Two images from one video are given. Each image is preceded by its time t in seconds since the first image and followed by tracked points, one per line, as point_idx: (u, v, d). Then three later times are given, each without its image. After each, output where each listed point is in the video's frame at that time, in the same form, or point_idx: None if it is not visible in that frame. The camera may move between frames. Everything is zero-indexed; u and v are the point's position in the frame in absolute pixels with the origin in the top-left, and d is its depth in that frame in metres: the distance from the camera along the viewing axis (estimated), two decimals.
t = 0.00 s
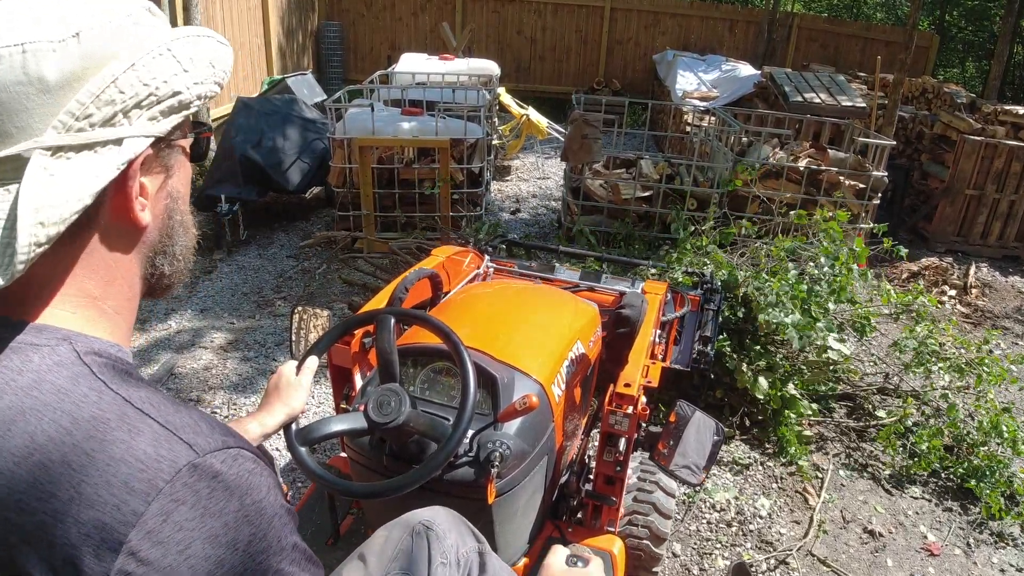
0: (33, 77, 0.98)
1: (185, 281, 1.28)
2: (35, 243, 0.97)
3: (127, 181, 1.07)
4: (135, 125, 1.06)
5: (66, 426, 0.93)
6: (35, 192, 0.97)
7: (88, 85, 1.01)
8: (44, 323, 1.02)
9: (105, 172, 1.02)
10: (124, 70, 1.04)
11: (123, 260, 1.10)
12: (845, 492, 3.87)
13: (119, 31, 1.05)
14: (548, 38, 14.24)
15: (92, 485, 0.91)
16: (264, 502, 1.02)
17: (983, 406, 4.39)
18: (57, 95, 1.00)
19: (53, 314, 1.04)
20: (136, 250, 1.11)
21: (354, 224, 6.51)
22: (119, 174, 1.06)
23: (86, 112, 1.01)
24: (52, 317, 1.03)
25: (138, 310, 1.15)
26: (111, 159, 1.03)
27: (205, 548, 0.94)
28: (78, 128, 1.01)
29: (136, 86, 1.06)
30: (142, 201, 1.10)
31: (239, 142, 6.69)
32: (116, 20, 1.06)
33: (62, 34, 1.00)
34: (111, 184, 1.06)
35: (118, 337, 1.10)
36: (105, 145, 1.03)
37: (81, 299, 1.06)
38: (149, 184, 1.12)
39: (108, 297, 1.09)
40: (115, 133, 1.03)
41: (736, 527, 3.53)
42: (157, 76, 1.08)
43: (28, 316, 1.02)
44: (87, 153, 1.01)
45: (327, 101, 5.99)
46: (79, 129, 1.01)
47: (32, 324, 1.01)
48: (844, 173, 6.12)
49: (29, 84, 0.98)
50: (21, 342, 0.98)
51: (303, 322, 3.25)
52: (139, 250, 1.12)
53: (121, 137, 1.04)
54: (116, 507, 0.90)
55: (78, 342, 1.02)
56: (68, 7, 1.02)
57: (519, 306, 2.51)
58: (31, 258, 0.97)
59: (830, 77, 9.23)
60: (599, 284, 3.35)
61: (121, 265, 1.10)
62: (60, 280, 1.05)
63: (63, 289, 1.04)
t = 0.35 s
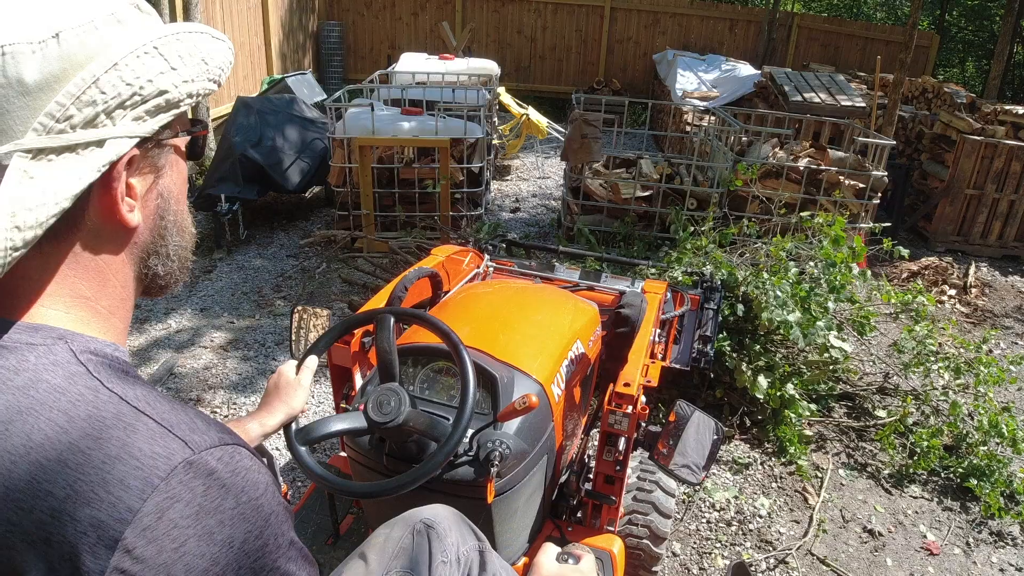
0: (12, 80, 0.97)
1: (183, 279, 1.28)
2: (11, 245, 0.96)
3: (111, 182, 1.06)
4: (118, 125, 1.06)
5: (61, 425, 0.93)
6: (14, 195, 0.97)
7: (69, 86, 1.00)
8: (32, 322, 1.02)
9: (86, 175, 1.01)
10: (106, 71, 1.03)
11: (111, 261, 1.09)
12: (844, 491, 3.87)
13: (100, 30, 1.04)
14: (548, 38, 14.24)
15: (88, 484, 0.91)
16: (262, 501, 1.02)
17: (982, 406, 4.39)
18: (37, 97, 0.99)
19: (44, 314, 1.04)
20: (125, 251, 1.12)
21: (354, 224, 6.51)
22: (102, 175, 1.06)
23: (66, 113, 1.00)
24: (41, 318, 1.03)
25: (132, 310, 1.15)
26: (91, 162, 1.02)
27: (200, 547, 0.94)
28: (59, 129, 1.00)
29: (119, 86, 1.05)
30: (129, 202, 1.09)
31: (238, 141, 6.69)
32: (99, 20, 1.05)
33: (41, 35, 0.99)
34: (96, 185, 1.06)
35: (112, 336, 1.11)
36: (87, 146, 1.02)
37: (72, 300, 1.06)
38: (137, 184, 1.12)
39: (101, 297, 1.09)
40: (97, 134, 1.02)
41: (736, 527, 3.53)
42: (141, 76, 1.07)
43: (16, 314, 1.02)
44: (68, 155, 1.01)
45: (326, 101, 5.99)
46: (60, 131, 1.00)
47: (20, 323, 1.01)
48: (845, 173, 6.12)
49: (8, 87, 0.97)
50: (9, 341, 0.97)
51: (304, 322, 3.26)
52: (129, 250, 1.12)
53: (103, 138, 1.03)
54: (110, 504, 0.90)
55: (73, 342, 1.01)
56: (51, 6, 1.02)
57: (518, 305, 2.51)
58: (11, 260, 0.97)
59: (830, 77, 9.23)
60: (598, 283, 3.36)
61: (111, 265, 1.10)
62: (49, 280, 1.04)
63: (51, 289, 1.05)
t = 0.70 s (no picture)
0: (15, 78, 0.97)
1: (186, 282, 1.28)
2: (11, 244, 0.96)
3: (114, 182, 1.06)
4: (122, 125, 1.05)
5: (62, 425, 0.92)
6: (16, 193, 0.97)
7: (71, 85, 1.00)
8: (33, 323, 1.01)
9: (87, 174, 1.01)
10: (109, 70, 1.03)
11: (113, 263, 1.09)
12: (844, 492, 3.87)
13: (104, 29, 1.04)
14: (548, 37, 14.24)
15: (89, 484, 0.90)
16: (264, 502, 1.01)
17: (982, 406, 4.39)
18: (40, 96, 0.99)
19: (46, 315, 1.03)
20: (128, 252, 1.11)
21: (353, 224, 6.51)
22: (105, 175, 1.05)
23: (69, 112, 1.00)
24: (43, 319, 1.03)
25: (134, 312, 1.15)
26: (93, 161, 1.01)
27: (201, 547, 0.93)
28: (61, 128, 1.00)
29: (123, 86, 1.04)
30: (132, 202, 1.09)
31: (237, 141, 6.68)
32: (104, 19, 1.05)
33: (45, 32, 0.99)
34: (99, 185, 1.05)
35: (115, 337, 1.10)
36: (89, 146, 1.02)
37: (73, 300, 1.05)
38: (140, 185, 1.11)
39: (103, 299, 1.08)
40: (100, 133, 1.02)
41: (736, 528, 3.53)
42: (144, 76, 1.07)
43: (16, 315, 1.01)
44: (70, 154, 1.01)
45: (326, 100, 5.99)
46: (63, 130, 1.00)
47: (21, 324, 1.00)
48: (845, 173, 6.12)
49: (11, 85, 0.97)
50: (9, 342, 0.96)
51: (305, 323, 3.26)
52: (132, 252, 1.12)
53: (106, 138, 1.03)
54: (113, 504, 0.90)
55: (75, 343, 1.01)
56: (55, 4, 1.02)
57: (518, 306, 2.51)
58: (11, 259, 0.97)
59: (831, 76, 9.22)
60: (599, 280, 3.35)
61: (113, 267, 1.09)
62: (50, 281, 1.04)
63: (52, 290, 1.04)
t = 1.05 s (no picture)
0: (31, 76, 0.98)
1: (195, 287, 1.27)
2: (18, 240, 0.96)
3: (125, 183, 1.06)
4: (134, 127, 1.05)
5: (72, 425, 0.92)
6: (25, 189, 0.96)
7: (86, 85, 1.01)
8: (43, 321, 1.01)
9: (97, 174, 1.00)
10: (124, 72, 1.03)
11: (123, 263, 1.09)
12: (844, 491, 3.87)
13: (120, 32, 1.04)
14: (547, 37, 14.25)
15: (95, 484, 0.90)
16: (269, 507, 1.02)
17: (982, 405, 4.40)
18: (54, 94, 1.00)
19: (57, 312, 1.03)
20: (138, 254, 1.11)
21: (353, 224, 6.51)
22: (116, 176, 1.05)
23: (82, 112, 1.00)
24: (54, 317, 1.02)
25: (142, 313, 1.14)
26: (104, 161, 1.01)
27: (206, 551, 0.93)
28: (74, 127, 1.00)
29: (137, 88, 1.04)
30: (142, 204, 1.08)
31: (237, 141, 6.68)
32: (121, 22, 1.05)
33: (62, 34, 1.00)
34: (110, 185, 1.05)
35: (122, 336, 1.10)
36: (101, 146, 1.02)
37: (83, 299, 1.05)
38: (151, 187, 1.11)
39: (112, 298, 1.08)
40: (113, 133, 1.02)
41: (735, 527, 3.53)
42: (159, 78, 1.07)
43: (25, 312, 1.01)
44: (82, 153, 1.00)
45: (326, 100, 5.99)
46: (75, 129, 1.00)
47: (30, 321, 1.00)
48: (845, 172, 6.12)
49: (27, 83, 0.98)
50: (16, 339, 0.96)
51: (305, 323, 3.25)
52: (142, 253, 1.12)
53: (118, 138, 1.03)
54: (119, 505, 0.90)
55: (85, 341, 1.01)
56: (77, 10, 1.03)
57: (518, 305, 2.51)
58: (16, 254, 0.96)
59: (831, 76, 9.22)
60: (599, 289, 3.26)
61: (123, 267, 1.09)
62: (60, 279, 1.04)
63: (62, 287, 1.04)
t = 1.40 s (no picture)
0: (18, 76, 0.98)
1: (190, 287, 1.27)
2: (8, 242, 0.96)
3: (116, 184, 1.06)
4: (125, 127, 1.05)
5: (73, 433, 0.92)
6: (16, 192, 0.97)
7: (75, 85, 1.00)
8: (37, 325, 1.01)
9: (87, 176, 1.00)
10: (114, 70, 1.02)
11: (116, 265, 1.09)
12: (844, 491, 3.87)
13: (110, 30, 1.04)
14: (547, 36, 14.25)
15: (100, 492, 0.90)
16: (274, 512, 1.02)
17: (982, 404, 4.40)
18: (43, 94, 0.99)
19: (51, 316, 1.03)
20: (131, 255, 1.11)
21: (353, 224, 6.51)
22: (106, 177, 1.05)
23: (71, 112, 1.00)
24: (49, 321, 1.02)
25: (137, 313, 1.14)
26: (94, 162, 1.01)
27: (211, 557, 0.94)
28: (63, 128, 1.00)
29: (127, 87, 1.04)
30: (134, 205, 1.08)
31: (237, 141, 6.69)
32: (110, 19, 1.05)
33: (50, 32, 1.00)
34: (101, 186, 1.05)
35: (120, 340, 1.10)
36: (91, 147, 1.01)
37: (77, 302, 1.05)
38: (143, 187, 1.10)
39: (106, 301, 1.08)
40: (102, 134, 1.02)
41: (735, 528, 3.53)
42: (150, 77, 1.06)
43: (18, 316, 1.01)
44: (72, 154, 1.00)
45: (325, 100, 5.99)
46: (64, 129, 1.00)
47: (24, 325, 1.00)
48: (845, 172, 6.12)
49: (15, 84, 0.98)
50: (13, 344, 0.95)
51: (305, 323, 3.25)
52: (135, 254, 1.12)
53: (108, 139, 1.02)
54: (123, 513, 0.90)
55: (83, 346, 1.00)
56: (64, 6, 1.03)
57: (518, 305, 2.51)
58: (8, 257, 0.96)
59: (831, 76, 9.22)
60: (599, 290, 3.25)
61: (116, 269, 1.09)
62: (53, 281, 1.04)
63: (55, 291, 1.04)
